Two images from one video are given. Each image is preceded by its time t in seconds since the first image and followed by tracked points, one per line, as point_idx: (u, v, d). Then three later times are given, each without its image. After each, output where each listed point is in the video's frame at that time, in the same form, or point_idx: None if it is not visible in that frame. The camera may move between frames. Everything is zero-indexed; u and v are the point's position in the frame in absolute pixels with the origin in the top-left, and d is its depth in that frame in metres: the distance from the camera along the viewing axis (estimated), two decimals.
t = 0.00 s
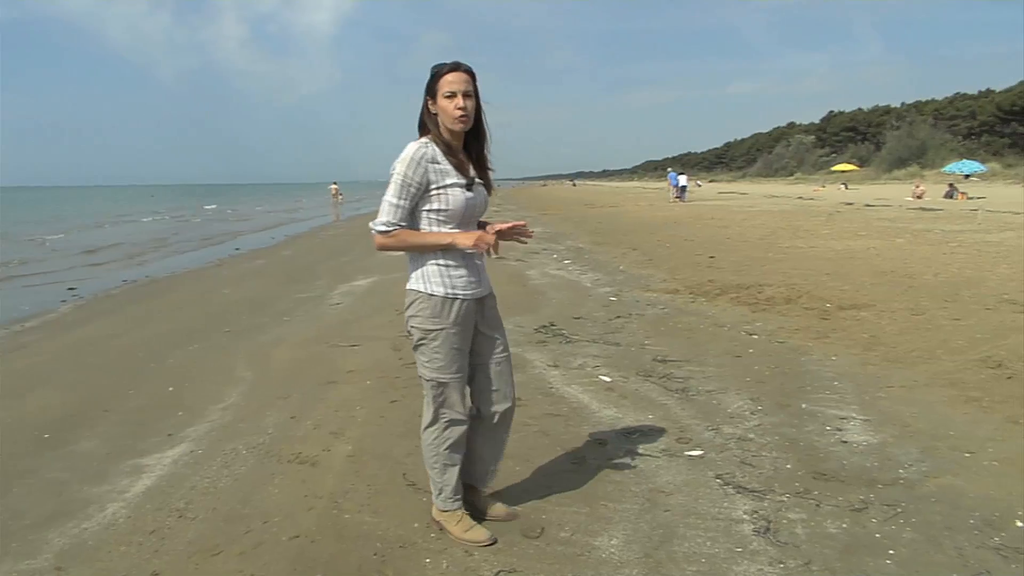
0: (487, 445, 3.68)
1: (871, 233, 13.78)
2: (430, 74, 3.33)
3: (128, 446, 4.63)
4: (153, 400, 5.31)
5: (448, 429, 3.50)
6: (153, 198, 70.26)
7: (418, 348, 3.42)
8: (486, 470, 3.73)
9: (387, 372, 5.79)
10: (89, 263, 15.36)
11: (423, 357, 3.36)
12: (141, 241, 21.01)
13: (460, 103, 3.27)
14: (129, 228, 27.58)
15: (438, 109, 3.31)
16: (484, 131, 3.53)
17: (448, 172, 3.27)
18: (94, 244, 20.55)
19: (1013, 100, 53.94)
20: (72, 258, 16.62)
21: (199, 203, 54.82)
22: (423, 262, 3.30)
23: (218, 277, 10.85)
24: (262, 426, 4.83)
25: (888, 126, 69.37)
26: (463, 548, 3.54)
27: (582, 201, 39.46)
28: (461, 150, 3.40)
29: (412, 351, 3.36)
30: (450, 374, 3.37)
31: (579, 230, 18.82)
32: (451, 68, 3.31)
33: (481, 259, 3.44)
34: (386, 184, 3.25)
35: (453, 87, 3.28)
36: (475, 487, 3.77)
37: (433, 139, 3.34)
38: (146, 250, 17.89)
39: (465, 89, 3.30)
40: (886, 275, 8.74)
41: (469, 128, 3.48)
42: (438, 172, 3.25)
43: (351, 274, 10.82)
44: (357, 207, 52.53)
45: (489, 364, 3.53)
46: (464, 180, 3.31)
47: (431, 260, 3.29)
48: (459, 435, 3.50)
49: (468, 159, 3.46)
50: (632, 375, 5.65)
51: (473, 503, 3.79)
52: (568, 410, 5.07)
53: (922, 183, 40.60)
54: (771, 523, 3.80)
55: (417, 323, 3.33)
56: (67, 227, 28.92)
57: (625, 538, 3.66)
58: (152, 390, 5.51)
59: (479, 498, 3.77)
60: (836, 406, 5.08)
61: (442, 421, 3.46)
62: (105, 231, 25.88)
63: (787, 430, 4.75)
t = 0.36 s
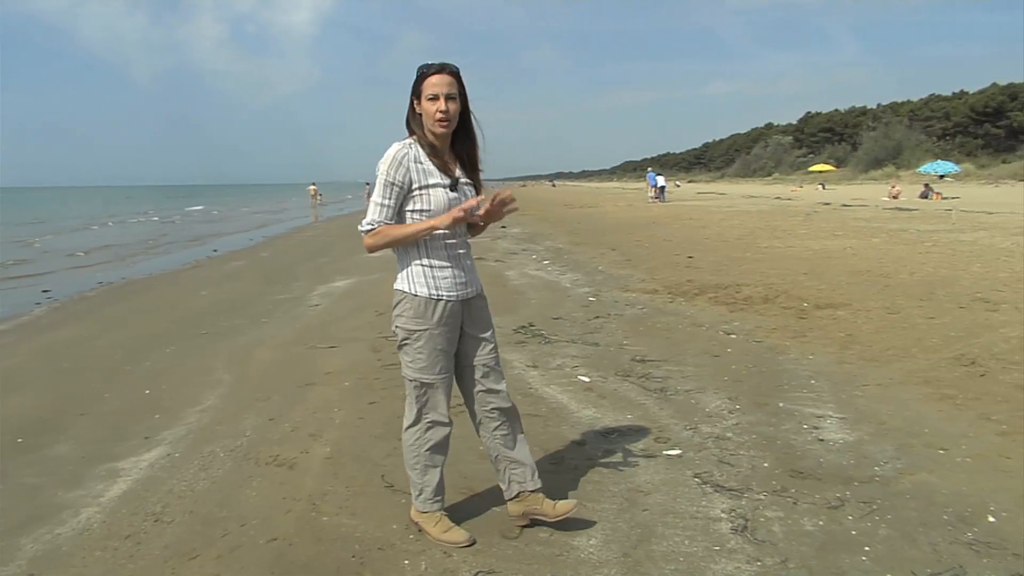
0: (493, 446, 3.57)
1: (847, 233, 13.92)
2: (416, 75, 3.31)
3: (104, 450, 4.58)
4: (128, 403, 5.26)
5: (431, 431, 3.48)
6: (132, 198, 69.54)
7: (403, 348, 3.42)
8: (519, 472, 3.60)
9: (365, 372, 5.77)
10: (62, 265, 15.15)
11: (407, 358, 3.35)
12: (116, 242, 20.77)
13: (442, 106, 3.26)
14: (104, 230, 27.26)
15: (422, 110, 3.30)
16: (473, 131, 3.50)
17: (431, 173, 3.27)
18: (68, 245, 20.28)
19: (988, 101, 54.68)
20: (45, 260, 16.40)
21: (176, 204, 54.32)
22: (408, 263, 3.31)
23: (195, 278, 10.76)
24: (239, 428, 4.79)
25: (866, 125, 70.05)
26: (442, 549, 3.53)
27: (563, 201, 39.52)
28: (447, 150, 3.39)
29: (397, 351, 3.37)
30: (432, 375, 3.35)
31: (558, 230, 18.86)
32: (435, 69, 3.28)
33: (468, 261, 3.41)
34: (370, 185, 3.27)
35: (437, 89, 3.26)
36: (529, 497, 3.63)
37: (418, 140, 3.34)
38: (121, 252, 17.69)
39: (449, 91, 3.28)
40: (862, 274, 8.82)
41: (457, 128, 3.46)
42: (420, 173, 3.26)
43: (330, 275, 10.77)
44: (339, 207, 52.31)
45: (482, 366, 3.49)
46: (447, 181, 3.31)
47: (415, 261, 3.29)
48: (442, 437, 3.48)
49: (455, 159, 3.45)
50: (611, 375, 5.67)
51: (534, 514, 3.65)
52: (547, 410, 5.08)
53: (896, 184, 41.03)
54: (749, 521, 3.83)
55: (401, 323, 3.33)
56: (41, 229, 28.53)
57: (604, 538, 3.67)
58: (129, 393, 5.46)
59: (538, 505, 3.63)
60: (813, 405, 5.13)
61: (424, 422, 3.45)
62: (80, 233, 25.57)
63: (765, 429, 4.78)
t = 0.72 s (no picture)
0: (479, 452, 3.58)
1: (823, 232, 14.04)
2: (426, 80, 3.33)
3: (78, 454, 4.52)
4: (104, 406, 5.20)
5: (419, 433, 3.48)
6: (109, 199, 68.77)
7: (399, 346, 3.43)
8: (501, 482, 3.63)
9: (343, 373, 5.74)
10: (35, 267, 14.93)
11: (402, 357, 3.36)
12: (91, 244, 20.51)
13: (454, 112, 3.26)
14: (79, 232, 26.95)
15: (431, 114, 3.30)
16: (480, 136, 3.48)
17: (434, 173, 3.24)
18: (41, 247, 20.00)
19: (963, 102, 55.38)
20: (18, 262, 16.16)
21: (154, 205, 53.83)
22: (410, 264, 3.31)
23: (171, 280, 10.66)
24: (216, 431, 4.76)
25: (843, 126, 70.71)
26: (420, 549, 3.53)
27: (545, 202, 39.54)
28: (454, 154, 3.37)
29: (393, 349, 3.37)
30: (426, 377, 3.35)
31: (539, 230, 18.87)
32: (447, 76, 3.29)
33: (474, 265, 3.41)
34: (375, 186, 3.29)
35: (448, 96, 3.27)
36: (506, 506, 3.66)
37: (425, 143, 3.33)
38: (96, 253, 17.48)
39: (460, 98, 3.28)
40: (839, 273, 8.90)
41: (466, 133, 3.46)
42: (424, 173, 3.24)
43: (308, 276, 10.70)
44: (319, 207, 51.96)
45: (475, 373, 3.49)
46: (451, 181, 3.27)
47: (417, 263, 3.29)
48: (429, 438, 3.50)
49: (462, 162, 3.42)
50: (589, 375, 5.69)
51: (511, 523, 3.68)
52: (526, 410, 5.08)
53: (870, 184, 41.48)
54: (727, 519, 3.86)
55: (400, 322, 3.34)
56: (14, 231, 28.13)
57: (583, 537, 3.68)
58: (104, 396, 5.40)
59: (516, 515, 3.66)
60: (790, 403, 5.17)
61: (414, 424, 3.45)
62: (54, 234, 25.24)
63: (742, 427, 4.81)
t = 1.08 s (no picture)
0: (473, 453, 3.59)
1: (798, 231, 14.18)
2: (445, 79, 3.33)
3: (50, 458, 4.46)
4: (77, 410, 5.14)
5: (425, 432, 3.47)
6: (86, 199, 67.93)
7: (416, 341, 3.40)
8: (488, 485, 3.62)
9: (320, 374, 5.71)
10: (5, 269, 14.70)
11: (418, 353, 3.34)
12: (62, 245, 20.22)
13: (474, 111, 3.25)
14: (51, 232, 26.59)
15: (451, 113, 3.30)
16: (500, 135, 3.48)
17: (454, 171, 3.25)
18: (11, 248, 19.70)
19: (937, 103, 56.11)
20: None
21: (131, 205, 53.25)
22: (429, 261, 3.30)
23: (145, 281, 10.55)
24: (191, 433, 4.72)
25: (819, 126, 71.35)
26: (396, 551, 3.52)
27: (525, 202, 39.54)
28: (473, 153, 3.37)
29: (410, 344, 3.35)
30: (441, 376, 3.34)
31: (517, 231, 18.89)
32: (466, 75, 3.28)
33: (494, 263, 3.41)
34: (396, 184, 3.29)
35: (467, 94, 3.26)
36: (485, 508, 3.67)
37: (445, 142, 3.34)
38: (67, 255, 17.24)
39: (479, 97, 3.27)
40: (814, 272, 8.98)
41: (485, 132, 3.45)
42: (444, 171, 3.24)
43: (284, 277, 10.63)
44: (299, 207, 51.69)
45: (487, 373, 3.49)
46: (472, 180, 3.27)
47: (438, 260, 3.29)
48: (434, 435, 3.50)
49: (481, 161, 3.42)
50: (566, 375, 5.70)
51: (489, 524, 3.68)
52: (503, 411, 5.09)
53: (843, 184, 41.91)
54: (703, 517, 3.89)
55: (420, 317, 3.32)
56: None
57: (559, 536, 3.69)
58: (77, 399, 5.33)
59: (495, 518, 3.66)
60: (765, 401, 5.21)
61: (423, 422, 3.43)
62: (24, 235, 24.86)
63: (718, 426, 4.85)
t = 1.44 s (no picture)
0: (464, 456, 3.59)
1: (773, 230, 14.31)
2: (451, 79, 3.32)
3: (20, 463, 4.40)
4: (48, 414, 5.07)
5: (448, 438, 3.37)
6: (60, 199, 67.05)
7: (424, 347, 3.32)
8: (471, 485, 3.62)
9: (296, 375, 5.69)
10: None
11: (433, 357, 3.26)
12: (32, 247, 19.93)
13: (479, 111, 3.25)
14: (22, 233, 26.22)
15: (456, 113, 3.29)
16: (504, 137, 3.48)
17: (460, 170, 3.24)
18: None
19: (911, 103, 56.79)
20: None
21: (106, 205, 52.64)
22: (432, 258, 3.28)
23: (118, 283, 10.43)
24: (164, 436, 4.68)
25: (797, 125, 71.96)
26: (372, 553, 3.51)
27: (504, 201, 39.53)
28: (478, 153, 3.37)
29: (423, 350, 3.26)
30: (460, 377, 3.28)
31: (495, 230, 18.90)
32: (472, 75, 3.28)
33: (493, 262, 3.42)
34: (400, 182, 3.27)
35: (473, 94, 3.26)
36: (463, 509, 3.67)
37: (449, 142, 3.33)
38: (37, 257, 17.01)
39: (485, 97, 3.27)
40: (789, 271, 9.06)
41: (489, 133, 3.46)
42: (449, 170, 3.23)
43: (260, 278, 10.56)
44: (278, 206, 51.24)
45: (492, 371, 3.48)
46: (477, 180, 3.27)
47: (441, 258, 3.27)
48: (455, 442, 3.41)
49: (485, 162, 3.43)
50: (543, 375, 5.72)
51: (466, 526, 3.68)
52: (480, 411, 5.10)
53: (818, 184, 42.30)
54: (678, 515, 3.91)
55: (429, 320, 3.26)
56: None
57: (535, 536, 3.70)
58: (47, 403, 5.26)
59: (473, 519, 3.66)
60: (740, 400, 5.26)
61: (445, 427, 3.34)
62: None
63: (693, 424, 4.89)
